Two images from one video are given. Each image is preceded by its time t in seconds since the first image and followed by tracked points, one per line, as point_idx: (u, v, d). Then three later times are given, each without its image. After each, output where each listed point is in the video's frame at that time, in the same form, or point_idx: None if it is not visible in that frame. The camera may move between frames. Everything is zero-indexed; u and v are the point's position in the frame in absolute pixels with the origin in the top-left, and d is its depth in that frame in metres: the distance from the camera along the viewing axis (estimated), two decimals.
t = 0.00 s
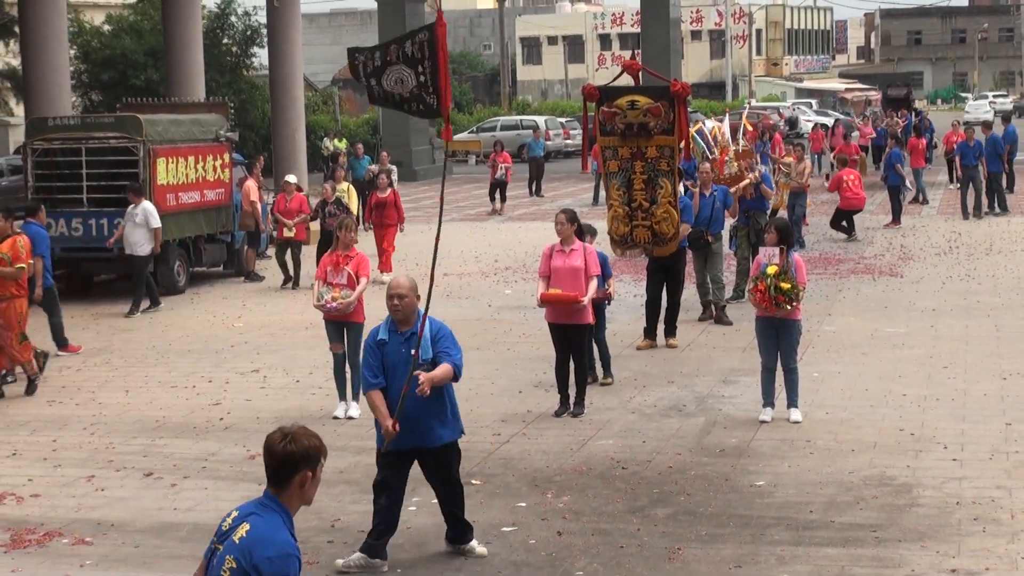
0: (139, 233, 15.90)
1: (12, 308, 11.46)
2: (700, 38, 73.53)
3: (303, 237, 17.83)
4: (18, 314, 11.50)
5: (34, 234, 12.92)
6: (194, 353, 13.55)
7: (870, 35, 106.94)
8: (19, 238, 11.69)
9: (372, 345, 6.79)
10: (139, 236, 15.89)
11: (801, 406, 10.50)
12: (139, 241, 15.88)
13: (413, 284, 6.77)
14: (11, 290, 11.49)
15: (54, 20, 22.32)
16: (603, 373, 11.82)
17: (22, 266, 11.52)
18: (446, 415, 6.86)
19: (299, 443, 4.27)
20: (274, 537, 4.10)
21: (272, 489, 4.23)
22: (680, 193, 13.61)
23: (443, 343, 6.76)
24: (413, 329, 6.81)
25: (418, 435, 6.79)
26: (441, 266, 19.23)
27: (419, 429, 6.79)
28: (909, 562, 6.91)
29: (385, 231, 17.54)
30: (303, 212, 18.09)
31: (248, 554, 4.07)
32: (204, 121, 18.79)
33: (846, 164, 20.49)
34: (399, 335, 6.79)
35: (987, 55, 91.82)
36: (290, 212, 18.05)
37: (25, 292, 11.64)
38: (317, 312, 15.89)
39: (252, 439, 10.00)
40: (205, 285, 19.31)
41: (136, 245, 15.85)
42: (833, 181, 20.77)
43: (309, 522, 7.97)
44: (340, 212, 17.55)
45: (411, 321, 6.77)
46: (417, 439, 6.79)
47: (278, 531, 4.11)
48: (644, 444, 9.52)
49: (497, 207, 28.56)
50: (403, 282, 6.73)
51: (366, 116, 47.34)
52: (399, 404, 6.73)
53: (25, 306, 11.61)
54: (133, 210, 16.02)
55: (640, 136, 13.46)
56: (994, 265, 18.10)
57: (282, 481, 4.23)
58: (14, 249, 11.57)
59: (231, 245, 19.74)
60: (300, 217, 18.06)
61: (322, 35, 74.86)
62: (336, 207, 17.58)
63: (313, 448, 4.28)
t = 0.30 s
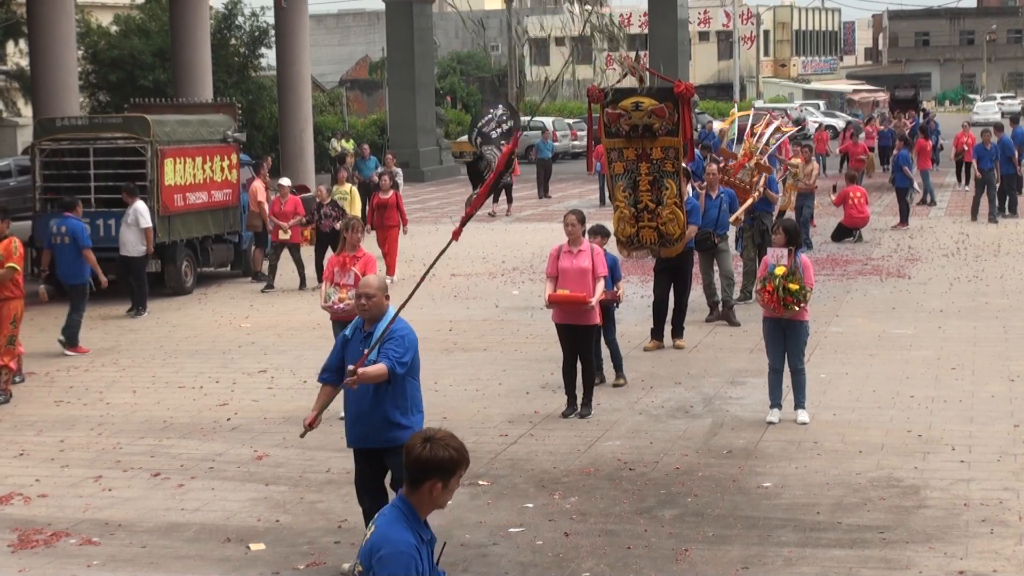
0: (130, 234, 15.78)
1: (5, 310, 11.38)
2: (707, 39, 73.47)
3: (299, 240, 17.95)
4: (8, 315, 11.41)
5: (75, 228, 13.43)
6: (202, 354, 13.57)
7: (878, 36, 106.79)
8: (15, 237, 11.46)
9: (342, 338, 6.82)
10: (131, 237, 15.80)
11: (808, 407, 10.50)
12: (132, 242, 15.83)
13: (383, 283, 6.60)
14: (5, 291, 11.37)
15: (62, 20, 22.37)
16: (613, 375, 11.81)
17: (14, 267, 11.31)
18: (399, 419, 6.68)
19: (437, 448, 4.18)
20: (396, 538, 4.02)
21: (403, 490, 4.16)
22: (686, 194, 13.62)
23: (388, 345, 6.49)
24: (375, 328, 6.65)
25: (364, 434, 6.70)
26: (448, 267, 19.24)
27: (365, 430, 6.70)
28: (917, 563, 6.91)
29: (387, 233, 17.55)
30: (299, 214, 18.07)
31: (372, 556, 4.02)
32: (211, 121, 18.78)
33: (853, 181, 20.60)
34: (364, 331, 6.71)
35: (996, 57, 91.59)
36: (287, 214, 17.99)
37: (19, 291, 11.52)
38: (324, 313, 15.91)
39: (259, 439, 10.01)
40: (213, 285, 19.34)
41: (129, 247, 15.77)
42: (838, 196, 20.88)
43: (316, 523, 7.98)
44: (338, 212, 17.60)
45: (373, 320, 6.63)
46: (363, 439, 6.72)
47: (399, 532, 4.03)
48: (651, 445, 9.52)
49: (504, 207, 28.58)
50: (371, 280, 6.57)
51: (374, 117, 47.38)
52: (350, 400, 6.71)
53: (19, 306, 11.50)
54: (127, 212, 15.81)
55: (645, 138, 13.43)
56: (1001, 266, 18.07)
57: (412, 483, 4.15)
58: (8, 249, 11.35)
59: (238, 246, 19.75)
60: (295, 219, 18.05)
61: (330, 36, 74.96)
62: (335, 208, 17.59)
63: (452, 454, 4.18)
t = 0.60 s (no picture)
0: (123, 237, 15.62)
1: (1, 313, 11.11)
2: (713, 38, 73.44)
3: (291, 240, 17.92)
4: (7, 317, 11.16)
5: (109, 228, 13.68)
6: (208, 354, 13.59)
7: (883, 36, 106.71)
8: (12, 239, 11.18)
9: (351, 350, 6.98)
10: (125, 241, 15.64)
11: (814, 408, 10.48)
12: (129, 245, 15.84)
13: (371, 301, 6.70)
14: None
15: (67, 22, 22.41)
16: (619, 376, 11.81)
17: (8, 269, 11.05)
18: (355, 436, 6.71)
19: (592, 437, 4.09)
20: (547, 523, 3.97)
21: (548, 472, 4.10)
22: (689, 195, 13.52)
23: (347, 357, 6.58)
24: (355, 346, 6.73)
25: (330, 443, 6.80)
26: (453, 267, 19.25)
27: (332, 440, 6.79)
28: (923, 563, 6.90)
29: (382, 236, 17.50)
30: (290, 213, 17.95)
31: (526, 538, 3.97)
32: (217, 122, 18.83)
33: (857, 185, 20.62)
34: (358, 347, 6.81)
35: (1001, 57, 91.47)
36: (278, 213, 17.90)
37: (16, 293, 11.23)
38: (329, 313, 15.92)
39: (265, 439, 10.02)
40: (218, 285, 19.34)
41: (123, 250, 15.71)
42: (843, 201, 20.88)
43: (321, 523, 7.99)
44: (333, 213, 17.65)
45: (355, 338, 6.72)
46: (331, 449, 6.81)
47: (546, 520, 3.99)
48: (656, 445, 9.51)
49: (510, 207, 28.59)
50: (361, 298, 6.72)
51: (380, 117, 47.42)
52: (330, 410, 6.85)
53: (15, 308, 11.22)
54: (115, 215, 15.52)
55: (647, 139, 13.62)
56: (1007, 266, 18.04)
57: (559, 469, 4.07)
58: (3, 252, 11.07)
59: (243, 246, 19.74)
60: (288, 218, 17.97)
61: (335, 36, 75.04)
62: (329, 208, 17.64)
63: (605, 446, 4.09)
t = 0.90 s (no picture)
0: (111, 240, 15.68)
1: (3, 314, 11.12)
2: (718, 39, 73.42)
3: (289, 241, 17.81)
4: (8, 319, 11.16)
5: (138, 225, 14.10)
6: (212, 354, 13.61)
7: (888, 36, 106.58)
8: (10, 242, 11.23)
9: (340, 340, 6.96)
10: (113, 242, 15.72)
11: (818, 408, 10.48)
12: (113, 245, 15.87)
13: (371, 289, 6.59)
14: None
15: (72, 23, 22.45)
16: (624, 376, 11.81)
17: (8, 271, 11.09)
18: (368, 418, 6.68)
19: (739, 421, 4.17)
20: (702, 510, 4.05)
21: (697, 460, 4.17)
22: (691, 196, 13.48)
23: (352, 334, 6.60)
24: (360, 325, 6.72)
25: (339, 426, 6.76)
26: (458, 267, 19.25)
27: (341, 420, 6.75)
28: (927, 563, 6.90)
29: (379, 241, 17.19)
30: (288, 216, 17.86)
31: (683, 526, 4.04)
32: (222, 122, 18.86)
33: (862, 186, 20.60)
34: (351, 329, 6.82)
35: (1006, 57, 91.34)
36: (276, 216, 17.77)
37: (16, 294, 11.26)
38: (334, 314, 15.94)
39: (269, 440, 10.03)
40: (223, 285, 19.37)
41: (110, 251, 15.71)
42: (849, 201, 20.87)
43: (326, 523, 8.00)
44: (328, 216, 17.74)
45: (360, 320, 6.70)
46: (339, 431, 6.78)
47: (704, 503, 4.07)
48: (661, 446, 9.51)
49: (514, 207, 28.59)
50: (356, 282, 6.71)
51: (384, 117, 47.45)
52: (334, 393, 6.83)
53: (17, 308, 11.24)
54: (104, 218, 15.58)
55: (650, 140, 13.67)
56: (1012, 266, 18.02)
57: (709, 455, 4.16)
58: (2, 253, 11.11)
59: (249, 246, 19.75)
60: (286, 221, 17.85)
61: (340, 36, 75.15)
62: (324, 212, 17.76)
63: (750, 430, 4.17)
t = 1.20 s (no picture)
0: (100, 240, 15.27)
1: None
2: (721, 39, 73.37)
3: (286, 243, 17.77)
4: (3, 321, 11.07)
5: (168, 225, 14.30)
6: (214, 354, 13.62)
7: (891, 37, 106.47)
8: None
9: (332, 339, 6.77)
10: (101, 243, 15.31)
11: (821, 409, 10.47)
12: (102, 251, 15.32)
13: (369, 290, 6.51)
14: None
15: (74, 24, 22.49)
16: (626, 376, 11.80)
17: None
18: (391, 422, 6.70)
19: (856, 405, 4.38)
20: (834, 494, 4.29)
21: (823, 448, 4.41)
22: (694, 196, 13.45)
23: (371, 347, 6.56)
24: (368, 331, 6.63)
25: (357, 434, 6.71)
26: (460, 267, 19.25)
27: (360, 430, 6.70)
28: (929, 564, 6.89)
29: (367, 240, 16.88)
30: (288, 217, 17.87)
31: (817, 512, 4.29)
32: (225, 122, 18.87)
33: (865, 186, 20.57)
34: (353, 332, 6.71)
35: (1010, 57, 91.20)
36: (275, 217, 17.79)
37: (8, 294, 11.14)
38: (336, 314, 15.94)
39: (271, 440, 10.03)
40: (225, 285, 19.40)
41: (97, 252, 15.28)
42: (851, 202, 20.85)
43: (328, 523, 8.00)
44: (322, 218, 17.75)
45: (366, 325, 6.62)
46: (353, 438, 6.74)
47: (834, 489, 4.31)
48: (663, 446, 9.51)
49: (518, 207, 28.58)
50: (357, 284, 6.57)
51: (387, 117, 47.44)
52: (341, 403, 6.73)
53: (10, 310, 11.13)
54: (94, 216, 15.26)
55: (652, 140, 13.71)
56: (1015, 267, 18.00)
57: (833, 440, 4.39)
58: None
59: (251, 246, 19.73)
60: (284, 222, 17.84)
61: (343, 36, 75.13)
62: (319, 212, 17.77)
63: (869, 413, 4.38)
